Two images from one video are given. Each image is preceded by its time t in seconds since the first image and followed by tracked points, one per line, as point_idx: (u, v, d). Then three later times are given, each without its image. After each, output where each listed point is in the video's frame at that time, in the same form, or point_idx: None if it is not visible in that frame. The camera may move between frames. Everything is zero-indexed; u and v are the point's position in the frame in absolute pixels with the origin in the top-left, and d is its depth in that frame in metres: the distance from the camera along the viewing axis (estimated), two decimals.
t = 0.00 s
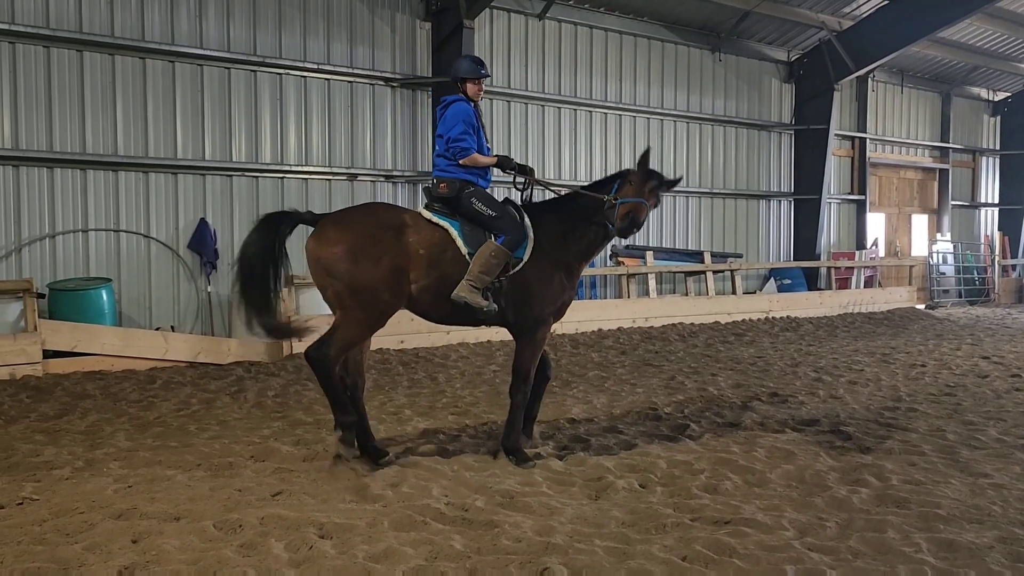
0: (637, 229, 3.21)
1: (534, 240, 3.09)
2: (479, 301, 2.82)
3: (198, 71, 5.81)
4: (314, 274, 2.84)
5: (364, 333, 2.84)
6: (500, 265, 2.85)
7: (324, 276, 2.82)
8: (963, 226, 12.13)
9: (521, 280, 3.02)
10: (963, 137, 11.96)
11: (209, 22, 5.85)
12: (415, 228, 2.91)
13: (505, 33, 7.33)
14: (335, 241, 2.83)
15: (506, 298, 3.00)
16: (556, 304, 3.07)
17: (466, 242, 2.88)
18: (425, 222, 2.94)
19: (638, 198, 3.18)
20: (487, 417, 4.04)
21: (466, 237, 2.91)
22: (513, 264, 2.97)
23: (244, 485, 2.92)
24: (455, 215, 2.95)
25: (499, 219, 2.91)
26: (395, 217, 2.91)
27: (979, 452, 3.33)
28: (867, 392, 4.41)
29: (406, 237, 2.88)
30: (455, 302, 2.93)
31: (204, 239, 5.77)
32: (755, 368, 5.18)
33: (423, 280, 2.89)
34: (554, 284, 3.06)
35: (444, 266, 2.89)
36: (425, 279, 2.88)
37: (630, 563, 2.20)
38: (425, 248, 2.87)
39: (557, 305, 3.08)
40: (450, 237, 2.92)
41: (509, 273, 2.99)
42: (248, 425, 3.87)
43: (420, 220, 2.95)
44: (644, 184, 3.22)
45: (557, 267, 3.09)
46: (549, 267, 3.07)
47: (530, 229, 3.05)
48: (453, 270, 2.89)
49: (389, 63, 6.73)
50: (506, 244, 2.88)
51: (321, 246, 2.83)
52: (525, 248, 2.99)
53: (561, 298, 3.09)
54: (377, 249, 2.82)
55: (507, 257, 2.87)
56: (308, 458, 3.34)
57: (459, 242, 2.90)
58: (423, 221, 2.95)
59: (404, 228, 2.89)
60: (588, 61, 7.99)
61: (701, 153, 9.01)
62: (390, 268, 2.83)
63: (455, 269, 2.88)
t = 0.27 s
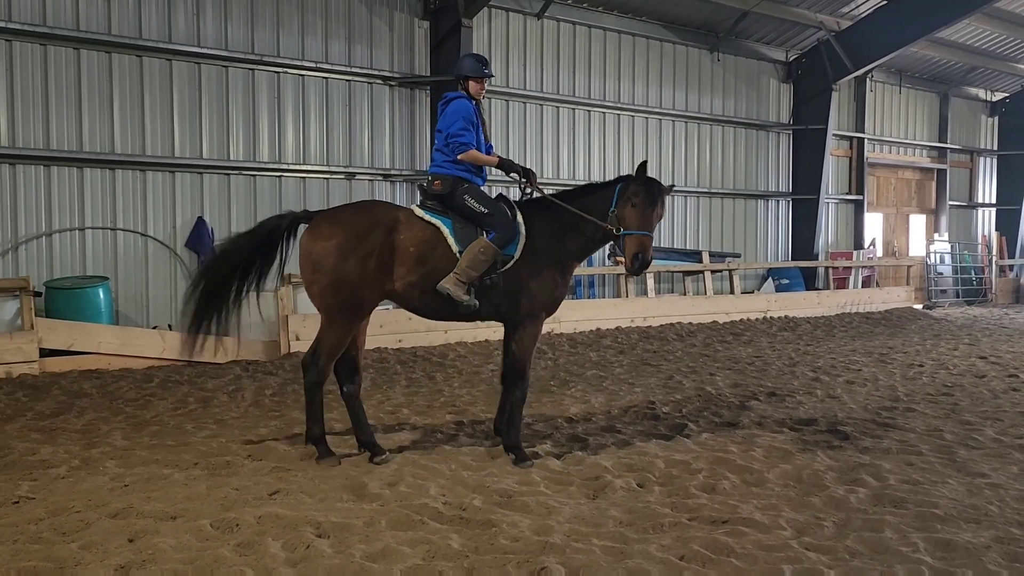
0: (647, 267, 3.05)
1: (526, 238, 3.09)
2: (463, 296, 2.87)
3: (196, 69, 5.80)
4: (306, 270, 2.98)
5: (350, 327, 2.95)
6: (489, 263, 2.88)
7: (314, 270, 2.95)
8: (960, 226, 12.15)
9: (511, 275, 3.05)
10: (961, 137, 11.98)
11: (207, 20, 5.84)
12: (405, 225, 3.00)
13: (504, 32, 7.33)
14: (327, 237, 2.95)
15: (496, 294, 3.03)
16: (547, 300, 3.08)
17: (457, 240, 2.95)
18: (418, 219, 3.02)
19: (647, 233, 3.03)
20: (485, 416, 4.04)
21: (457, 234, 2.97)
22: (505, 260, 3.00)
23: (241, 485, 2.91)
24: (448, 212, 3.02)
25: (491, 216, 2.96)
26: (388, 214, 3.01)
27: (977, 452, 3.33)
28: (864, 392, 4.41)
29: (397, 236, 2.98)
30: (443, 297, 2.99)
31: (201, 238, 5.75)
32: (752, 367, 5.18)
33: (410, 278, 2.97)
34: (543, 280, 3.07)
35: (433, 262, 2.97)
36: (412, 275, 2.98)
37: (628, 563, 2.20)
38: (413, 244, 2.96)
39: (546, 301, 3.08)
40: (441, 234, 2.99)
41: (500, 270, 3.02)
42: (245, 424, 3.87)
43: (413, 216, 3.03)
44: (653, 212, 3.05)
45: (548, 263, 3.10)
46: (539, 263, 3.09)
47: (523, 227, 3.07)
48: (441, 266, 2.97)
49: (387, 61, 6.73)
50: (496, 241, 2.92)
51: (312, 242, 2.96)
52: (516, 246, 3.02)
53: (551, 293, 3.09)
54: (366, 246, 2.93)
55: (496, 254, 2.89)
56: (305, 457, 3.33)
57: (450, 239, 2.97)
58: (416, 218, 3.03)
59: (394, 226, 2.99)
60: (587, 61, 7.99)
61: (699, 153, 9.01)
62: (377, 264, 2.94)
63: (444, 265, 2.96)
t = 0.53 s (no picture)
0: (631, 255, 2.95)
1: (516, 242, 3.09)
2: (449, 299, 2.93)
3: (193, 66, 5.79)
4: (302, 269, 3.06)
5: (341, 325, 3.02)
6: (476, 268, 2.92)
7: (310, 269, 3.03)
8: (957, 226, 12.18)
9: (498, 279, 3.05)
10: (957, 137, 12.01)
11: (204, 18, 5.83)
12: (399, 226, 3.06)
13: (501, 31, 7.33)
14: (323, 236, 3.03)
15: (486, 296, 3.05)
16: (535, 300, 3.04)
17: (445, 243, 2.99)
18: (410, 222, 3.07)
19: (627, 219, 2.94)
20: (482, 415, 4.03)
21: (446, 237, 3.01)
22: (492, 264, 3.02)
23: (237, 483, 2.90)
24: (437, 215, 3.06)
25: (479, 221, 2.99)
26: (383, 215, 3.08)
27: (972, 451, 3.34)
28: (861, 391, 4.42)
29: (390, 236, 3.04)
30: (431, 300, 3.04)
31: (197, 236, 5.74)
32: (749, 366, 5.19)
33: (402, 278, 3.04)
34: (532, 280, 3.05)
35: (425, 262, 3.03)
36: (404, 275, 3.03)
37: (624, 561, 2.20)
38: (405, 245, 3.02)
39: (534, 301, 3.04)
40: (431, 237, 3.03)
41: (488, 272, 3.04)
42: (242, 422, 3.86)
43: (405, 220, 3.07)
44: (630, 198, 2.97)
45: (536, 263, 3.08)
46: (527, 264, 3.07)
47: (512, 231, 3.08)
48: (431, 267, 3.03)
49: (385, 59, 6.72)
50: (483, 245, 2.95)
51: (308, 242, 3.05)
52: (504, 249, 3.04)
53: (540, 293, 3.05)
54: (359, 245, 2.99)
55: (482, 258, 2.92)
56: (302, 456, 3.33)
57: (439, 243, 3.01)
58: (408, 221, 3.07)
59: (387, 226, 3.05)
60: (584, 60, 7.99)
61: (696, 153, 9.02)
62: (371, 263, 3.00)
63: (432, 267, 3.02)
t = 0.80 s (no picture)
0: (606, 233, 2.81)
1: (511, 235, 3.08)
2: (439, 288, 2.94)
3: (190, 65, 5.79)
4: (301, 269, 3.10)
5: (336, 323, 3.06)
6: (466, 257, 2.93)
7: (306, 268, 3.07)
8: (954, 226, 12.20)
9: (491, 272, 3.05)
10: (954, 137, 12.03)
11: (201, 16, 5.82)
12: (391, 224, 3.07)
13: (498, 30, 7.33)
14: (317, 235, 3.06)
15: (479, 289, 3.08)
16: (528, 294, 3.01)
17: (436, 237, 3.01)
18: (403, 218, 3.08)
19: (599, 197, 2.82)
20: (479, 414, 4.03)
21: (438, 232, 3.03)
22: (485, 256, 3.03)
23: (233, 482, 2.90)
24: (430, 213, 3.10)
25: (469, 214, 3.02)
26: (375, 213, 3.09)
27: (968, 451, 3.35)
28: (856, 391, 4.43)
29: (381, 233, 3.06)
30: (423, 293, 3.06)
31: (194, 235, 5.74)
32: (745, 366, 5.19)
33: (394, 275, 3.07)
34: (525, 275, 3.01)
35: (416, 258, 3.05)
36: (397, 273, 3.06)
37: (620, 561, 2.20)
38: (397, 242, 3.04)
39: (527, 294, 3.01)
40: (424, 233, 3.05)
41: (482, 266, 3.05)
42: (238, 421, 3.85)
43: (398, 216, 3.09)
44: (603, 176, 2.85)
45: (530, 256, 3.03)
46: (521, 258, 3.03)
47: (504, 225, 3.08)
48: (422, 263, 3.04)
49: (382, 58, 6.71)
50: (472, 237, 2.97)
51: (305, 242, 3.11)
52: (495, 242, 3.04)
53: (533, 288, 3.01)
54: (351, 244, 3.02)
55: (471, 250, 2.94)
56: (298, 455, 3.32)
57: (431, 236, 3.03)
58: (400, 217, 3.10)
59: (380, 224, 3.07)
60: (581, 59, 7.99)
61: (693, 152, 9.03)
62: (362, 261, 3.03)
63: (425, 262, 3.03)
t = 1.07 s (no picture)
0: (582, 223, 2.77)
1: (499, 232, 3.09)
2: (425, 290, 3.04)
3: (188, 64, 5.78)
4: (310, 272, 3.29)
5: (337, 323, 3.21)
6: (449, 258, 3.01)
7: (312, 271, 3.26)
8: (951, 226, 12.21)
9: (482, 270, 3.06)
10: (952, 138, 12.04)
11: (199, 15, 5.82)
12: (386, 226, 3.23)
13: (497, 30, 7.32)
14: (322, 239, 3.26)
15: (473, 286, 3.11)
16: (520, 293, 2.98)
17: (427, 237, 3.11)
18: (399, 220, 3.22)
19: (577, 184, 2.76)
20: (477, 414, 4.03)
21: (430, 232, 3.12)
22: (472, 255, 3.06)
23: (231, 482, 2.90)
24: (425, 214, 3.19)
25: (454, 213, 3.06)
26: (372, 215, 3.25)
27: (965, 451, 3.35)
28: (854, 391, 4.43)
29: (377, 235, 3.22)
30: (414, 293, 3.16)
31: (191, 234, 5.73)
32: (743, 366, 5.19)
33: (388, 274, 3.19)
34: (516, 273, 2.98)
35: (406, 259, 3.16)
36: (391, 272, 3.18)
37: (618, 561, 2.20)
38: (390, 242, 3.19)
39: (517, 292, 2.98)
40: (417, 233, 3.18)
41: (471, 266, 3.08)
42: (235, 421, 3.85)
43: (396, 216, 3.24)
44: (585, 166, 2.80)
45: (523, 255, 3.00)
46: (513, 257, 3.00)
47: (491, 224, 3.09)
48: (412, 264, 3.15)
49: (380, 58, 6.71)
50: (456, 236, 3.01)
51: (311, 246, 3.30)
52: (483, 239, 3.06)
53: (524, 287, 2.98)
54: (349, 247, 3.20)
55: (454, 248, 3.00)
56: (296, 454, 3.32)
57: (422, 237, 3.14)
58: (397, 218, 3.24)
59: (375, 226, 3.23)
60: (580, 59, 7.99)
61: (691, 152, 9.03)
62: (359, 262, 3.18)
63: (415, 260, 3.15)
